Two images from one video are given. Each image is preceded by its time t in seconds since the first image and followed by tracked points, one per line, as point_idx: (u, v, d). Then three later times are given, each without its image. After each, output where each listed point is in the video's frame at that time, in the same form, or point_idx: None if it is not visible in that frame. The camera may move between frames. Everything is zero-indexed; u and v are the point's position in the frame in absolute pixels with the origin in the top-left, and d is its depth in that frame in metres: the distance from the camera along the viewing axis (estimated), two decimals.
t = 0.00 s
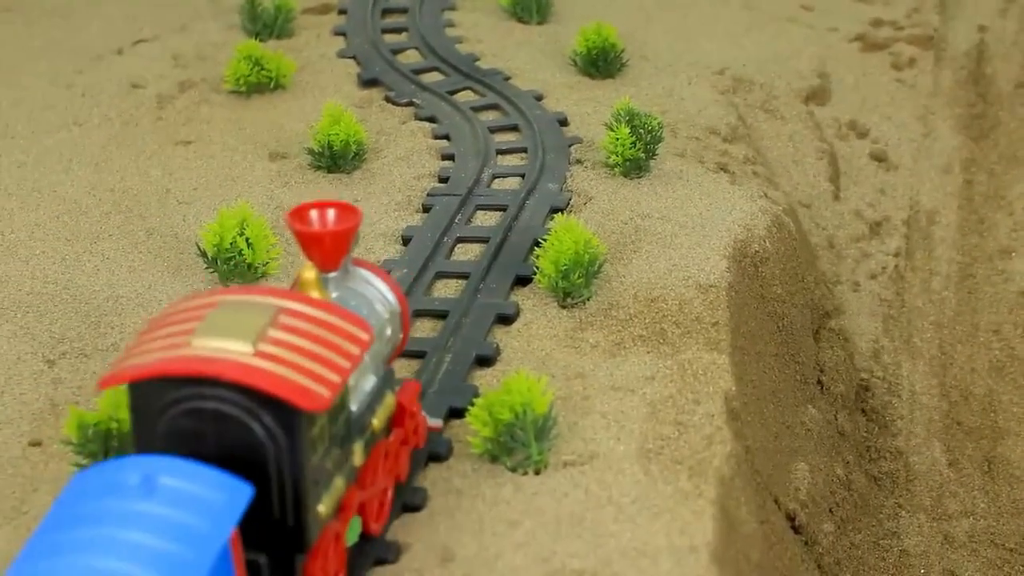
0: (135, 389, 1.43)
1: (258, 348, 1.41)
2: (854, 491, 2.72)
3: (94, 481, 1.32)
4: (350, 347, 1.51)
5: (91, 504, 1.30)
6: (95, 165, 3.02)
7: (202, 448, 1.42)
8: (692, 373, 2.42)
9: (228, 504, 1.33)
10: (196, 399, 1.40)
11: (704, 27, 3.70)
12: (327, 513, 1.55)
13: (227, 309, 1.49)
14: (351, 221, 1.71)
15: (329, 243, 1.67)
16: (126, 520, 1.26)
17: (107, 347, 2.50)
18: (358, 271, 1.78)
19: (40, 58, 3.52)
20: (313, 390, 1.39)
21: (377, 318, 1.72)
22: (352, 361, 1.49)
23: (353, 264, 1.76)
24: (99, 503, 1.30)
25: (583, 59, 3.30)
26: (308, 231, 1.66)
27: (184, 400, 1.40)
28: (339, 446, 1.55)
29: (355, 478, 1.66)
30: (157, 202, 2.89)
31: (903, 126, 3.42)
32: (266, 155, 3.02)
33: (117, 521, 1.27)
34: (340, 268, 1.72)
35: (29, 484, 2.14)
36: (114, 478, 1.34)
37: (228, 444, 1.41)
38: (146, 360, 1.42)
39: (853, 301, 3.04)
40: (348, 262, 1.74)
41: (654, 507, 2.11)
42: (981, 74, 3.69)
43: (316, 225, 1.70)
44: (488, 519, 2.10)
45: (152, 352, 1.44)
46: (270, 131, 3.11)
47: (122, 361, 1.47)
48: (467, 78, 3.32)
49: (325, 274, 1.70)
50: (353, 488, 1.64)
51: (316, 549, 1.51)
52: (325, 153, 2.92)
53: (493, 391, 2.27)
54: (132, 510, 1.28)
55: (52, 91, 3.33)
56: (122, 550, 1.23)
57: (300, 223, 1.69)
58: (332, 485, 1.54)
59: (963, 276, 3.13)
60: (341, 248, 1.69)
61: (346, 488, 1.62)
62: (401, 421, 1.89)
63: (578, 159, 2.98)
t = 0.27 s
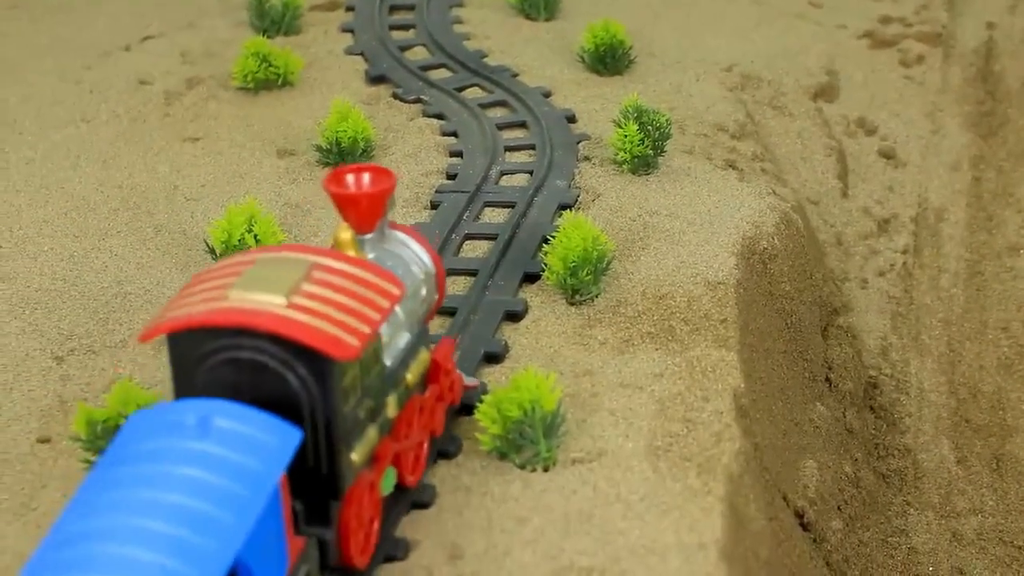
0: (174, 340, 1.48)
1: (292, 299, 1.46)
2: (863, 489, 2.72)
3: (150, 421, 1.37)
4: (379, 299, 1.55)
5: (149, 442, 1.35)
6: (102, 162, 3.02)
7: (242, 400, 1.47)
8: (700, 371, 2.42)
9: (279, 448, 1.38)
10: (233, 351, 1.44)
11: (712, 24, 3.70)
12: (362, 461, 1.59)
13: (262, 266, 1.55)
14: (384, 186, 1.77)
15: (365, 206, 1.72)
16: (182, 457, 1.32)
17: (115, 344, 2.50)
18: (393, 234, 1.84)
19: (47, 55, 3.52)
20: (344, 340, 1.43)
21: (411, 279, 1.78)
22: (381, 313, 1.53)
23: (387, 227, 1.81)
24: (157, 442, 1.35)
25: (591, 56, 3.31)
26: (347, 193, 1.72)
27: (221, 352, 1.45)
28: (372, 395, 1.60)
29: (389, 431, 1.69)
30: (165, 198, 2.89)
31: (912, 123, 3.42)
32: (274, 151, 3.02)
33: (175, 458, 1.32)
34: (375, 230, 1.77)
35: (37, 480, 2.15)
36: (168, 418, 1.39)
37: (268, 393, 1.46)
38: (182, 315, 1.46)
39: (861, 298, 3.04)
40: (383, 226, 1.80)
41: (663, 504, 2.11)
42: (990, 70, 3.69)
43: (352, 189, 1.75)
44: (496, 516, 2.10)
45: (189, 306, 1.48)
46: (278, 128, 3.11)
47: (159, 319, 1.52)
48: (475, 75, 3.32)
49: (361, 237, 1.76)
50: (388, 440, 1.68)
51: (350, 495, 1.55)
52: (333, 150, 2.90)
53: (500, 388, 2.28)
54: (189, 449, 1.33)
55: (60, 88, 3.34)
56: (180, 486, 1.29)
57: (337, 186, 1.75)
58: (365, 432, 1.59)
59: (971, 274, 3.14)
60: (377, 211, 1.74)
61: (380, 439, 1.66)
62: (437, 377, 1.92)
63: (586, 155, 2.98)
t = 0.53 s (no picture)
0: (214, 301, 1.49)
1: (329, 260, 1.48)
2: (869, 486, 2.72)
3: (195, 369, 1.38)
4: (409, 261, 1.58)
5: (195, 388, 1.36)
6: (111, 160, 3.04)
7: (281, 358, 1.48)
8: (707, 369, 2.43)
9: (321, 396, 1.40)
10: (274, 308, 1.45)
11: (718, 24, 3.71)
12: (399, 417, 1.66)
13: (298, 228, 1.56)
14: (411, 152, 1.80)
15: (392, 173, 1.76)
16: (228, 402, 1.33)
17: (125, 342, 2.51)
18: (420, 202, 1.89)
19: (56, 54, 3.53)
20: (383, 298, 1.45)
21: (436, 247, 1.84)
22: (416, 274, 1.56)
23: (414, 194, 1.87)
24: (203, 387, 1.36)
25: (598, 55, 3.32)
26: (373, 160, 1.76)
27: (263, 311, 1.46)
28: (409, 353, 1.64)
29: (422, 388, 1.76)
30: (174, 197, 2.91)
31: (918, 122, 3.43)
32: (283, 150, 3.03)
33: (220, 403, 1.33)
34: (402, 197, 1.82)
35: (48, 477, 2.17)
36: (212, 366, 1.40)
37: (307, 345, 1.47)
38: (223, 277, 1.48)
39: (867, 296, 3.06)
40: (410, 193, 1.85)
41: (671, 502, 2.12)
42: (995, 69, 3.70)
43: (379, 156, 1.79)
44: (505, 513, 2.12)
45: (228, 270, 1.50)
46: (286, 127, 3.12)
47: (199, 280, 1.53)
48: (482, 74, 3.34)
49: (390, 203, 1.81)
50: (421, 397, 1.75)
51: (391, 450, 1.60)
52: (342, 149, 2.91)
53: (509, 387, 2.29)
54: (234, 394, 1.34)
55: (70, 87, 3.35)
56: (226, 428, 1.30)
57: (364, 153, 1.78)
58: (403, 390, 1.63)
59: (977, 272, 3.15)
60: (404, 178, 1.78)
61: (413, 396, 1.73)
62: (463, 339, 2.01)
63: (593, 154, 3.00)
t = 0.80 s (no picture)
0: (254, 260, 1.62)
1: (364, 222, 1.61)
2: (874, 482, 2.72)
3: (239, 324, 1.51)
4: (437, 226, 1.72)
5: (240, 341, 1.48)
6: (118, 156, 3.05)
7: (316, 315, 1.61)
8: (713, 364, 2.44)
9: (358, 350, 1.52)
10: (312, 269, 1.59)
11: (723, 22, 3.73)
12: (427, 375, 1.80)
13: (331, 194, 1.70)
14: (437, 121, 1.98)
15: (420, 142, 1.94)
16: (272, 354, 1.44)
17: (132, 336, 2.52)
18: (445, 171, 2.11)
19: (63, 51, 3.55)
20: (414, 256, 1.58)
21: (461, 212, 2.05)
22: (443, 239, 1.70)
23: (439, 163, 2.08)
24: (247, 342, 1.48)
25: (603, 52, 3.34)
26: (401, 128, 1.93)
27: (300, 271, 1.60)
28: (437, 314, 1.80)
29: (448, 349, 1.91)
30: (181, 192, 2.91)
31: (923, 119, 3.44)
32: (289, 146, 3.04)
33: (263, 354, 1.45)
34: (429, 164, 2.00)
35: (56, 471, 2.19)
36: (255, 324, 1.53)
37: (342, 304, 1.61)
38: (263, 237, 1.61)
39: (872, 293, 3.08)
40: (435, 162, 2.06)
41: (677, 497, 2.13)
42: (999, 66, 3.71)
43: (407, 124, 1.96)
44: (510, 507, 2.13)
45: (268, 229, 1.63)
46: (292, 123, 3.13)
47: (236, 240, 1.66)
48: (488, 71, 3.35)
49: (416, 169, 1.99)
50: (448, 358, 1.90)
51: (418, 407, 1.75)
52: (347, 145, 2.91)
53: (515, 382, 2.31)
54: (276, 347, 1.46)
55: (77, 83, 3.36)
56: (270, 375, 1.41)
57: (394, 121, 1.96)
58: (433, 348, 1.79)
59: (981, 268, 3.16)
60: (431, 146, 1.96)
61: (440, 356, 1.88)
62: (487, 303, 2.15)
63: (599, 151, 3.01)
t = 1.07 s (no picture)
0: (281, 219, 1.78)
1: (386, 180, 1.78)
2: (877, 473, 2.71)
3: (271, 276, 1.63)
4: (454, 182, 1.89)
5: (270, 291, 1.60)
6: (120, 147, 3.05)
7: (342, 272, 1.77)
8: (716, 356, 2.44)
9: (384, 300, 1.64)
10: (335, 226, 1.75)
11: (727, 14, 3.73)
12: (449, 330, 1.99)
13: (352, 156, 1.85)
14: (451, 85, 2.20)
15: (434, 106, 2.18)
16: (303, 301, 1.57)
17: (137, 328, 2.53)
18: (460, 135, 2.28)
19: (67, 42, 3.55)
20: (434, 212, 1.75)
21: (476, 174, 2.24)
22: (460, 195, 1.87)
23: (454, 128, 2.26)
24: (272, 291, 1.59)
25: (607, 44, 3.34)
26: (417, 94, 2.16)
27: (323, 229, 1.76)
28: (457, 271, 1.99)
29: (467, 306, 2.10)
30: (184, 183, 2.92)
31: (926, 112, 3.45)
32: (293, 138, 3.03)
33: (289, 300, 1.57)
34: (444, 126, 2.23)
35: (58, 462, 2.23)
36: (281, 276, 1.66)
37: (366, 258, 1.78)
38: (291, 196, 1.76)
39: (876, 284, 3.09)
40: (450, 127, 2.24)
41: (680, 488, 2.14)
42: (1004, 58, 3.70)
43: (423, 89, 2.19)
44: (514, 499, 2.13)
45: (294, 190, 1.78)
46: (296, 114, 3.13)
47: (264, 201, 1.81)
48: (492, 62, 3.35)
49: (433, 131, 2.22)
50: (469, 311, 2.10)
51: (440, 359, 1.92)
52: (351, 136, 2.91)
53: (519, 374, 2.30)
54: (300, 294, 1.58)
55: (81, 74, 3.37)
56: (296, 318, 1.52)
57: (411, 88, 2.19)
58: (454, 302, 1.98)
59: (985, 260, 3.15)
60: (444, 110, 2.19)
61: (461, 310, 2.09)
62: (504, 261, 2.42)
63: (603, 143, 3.01)
